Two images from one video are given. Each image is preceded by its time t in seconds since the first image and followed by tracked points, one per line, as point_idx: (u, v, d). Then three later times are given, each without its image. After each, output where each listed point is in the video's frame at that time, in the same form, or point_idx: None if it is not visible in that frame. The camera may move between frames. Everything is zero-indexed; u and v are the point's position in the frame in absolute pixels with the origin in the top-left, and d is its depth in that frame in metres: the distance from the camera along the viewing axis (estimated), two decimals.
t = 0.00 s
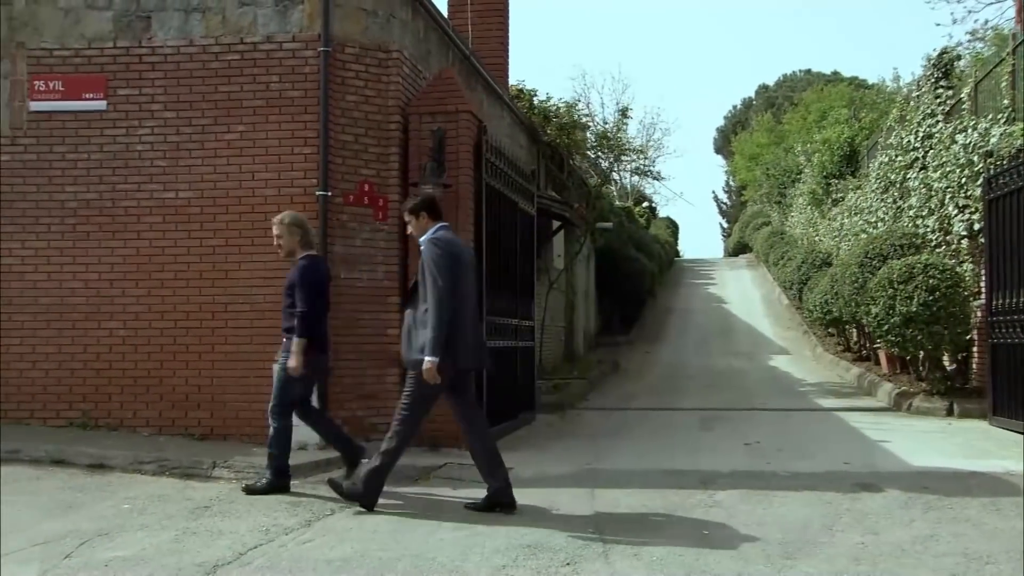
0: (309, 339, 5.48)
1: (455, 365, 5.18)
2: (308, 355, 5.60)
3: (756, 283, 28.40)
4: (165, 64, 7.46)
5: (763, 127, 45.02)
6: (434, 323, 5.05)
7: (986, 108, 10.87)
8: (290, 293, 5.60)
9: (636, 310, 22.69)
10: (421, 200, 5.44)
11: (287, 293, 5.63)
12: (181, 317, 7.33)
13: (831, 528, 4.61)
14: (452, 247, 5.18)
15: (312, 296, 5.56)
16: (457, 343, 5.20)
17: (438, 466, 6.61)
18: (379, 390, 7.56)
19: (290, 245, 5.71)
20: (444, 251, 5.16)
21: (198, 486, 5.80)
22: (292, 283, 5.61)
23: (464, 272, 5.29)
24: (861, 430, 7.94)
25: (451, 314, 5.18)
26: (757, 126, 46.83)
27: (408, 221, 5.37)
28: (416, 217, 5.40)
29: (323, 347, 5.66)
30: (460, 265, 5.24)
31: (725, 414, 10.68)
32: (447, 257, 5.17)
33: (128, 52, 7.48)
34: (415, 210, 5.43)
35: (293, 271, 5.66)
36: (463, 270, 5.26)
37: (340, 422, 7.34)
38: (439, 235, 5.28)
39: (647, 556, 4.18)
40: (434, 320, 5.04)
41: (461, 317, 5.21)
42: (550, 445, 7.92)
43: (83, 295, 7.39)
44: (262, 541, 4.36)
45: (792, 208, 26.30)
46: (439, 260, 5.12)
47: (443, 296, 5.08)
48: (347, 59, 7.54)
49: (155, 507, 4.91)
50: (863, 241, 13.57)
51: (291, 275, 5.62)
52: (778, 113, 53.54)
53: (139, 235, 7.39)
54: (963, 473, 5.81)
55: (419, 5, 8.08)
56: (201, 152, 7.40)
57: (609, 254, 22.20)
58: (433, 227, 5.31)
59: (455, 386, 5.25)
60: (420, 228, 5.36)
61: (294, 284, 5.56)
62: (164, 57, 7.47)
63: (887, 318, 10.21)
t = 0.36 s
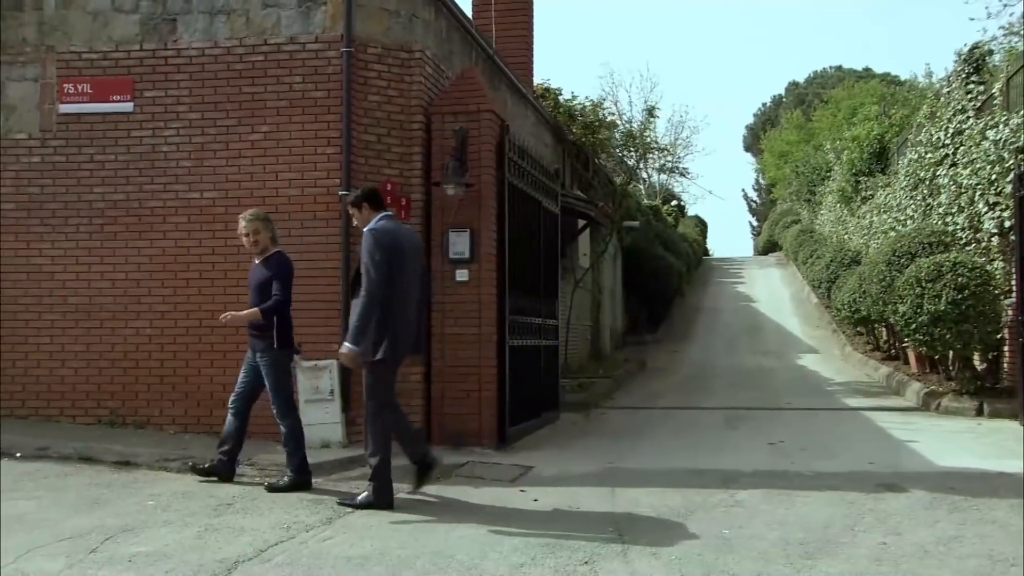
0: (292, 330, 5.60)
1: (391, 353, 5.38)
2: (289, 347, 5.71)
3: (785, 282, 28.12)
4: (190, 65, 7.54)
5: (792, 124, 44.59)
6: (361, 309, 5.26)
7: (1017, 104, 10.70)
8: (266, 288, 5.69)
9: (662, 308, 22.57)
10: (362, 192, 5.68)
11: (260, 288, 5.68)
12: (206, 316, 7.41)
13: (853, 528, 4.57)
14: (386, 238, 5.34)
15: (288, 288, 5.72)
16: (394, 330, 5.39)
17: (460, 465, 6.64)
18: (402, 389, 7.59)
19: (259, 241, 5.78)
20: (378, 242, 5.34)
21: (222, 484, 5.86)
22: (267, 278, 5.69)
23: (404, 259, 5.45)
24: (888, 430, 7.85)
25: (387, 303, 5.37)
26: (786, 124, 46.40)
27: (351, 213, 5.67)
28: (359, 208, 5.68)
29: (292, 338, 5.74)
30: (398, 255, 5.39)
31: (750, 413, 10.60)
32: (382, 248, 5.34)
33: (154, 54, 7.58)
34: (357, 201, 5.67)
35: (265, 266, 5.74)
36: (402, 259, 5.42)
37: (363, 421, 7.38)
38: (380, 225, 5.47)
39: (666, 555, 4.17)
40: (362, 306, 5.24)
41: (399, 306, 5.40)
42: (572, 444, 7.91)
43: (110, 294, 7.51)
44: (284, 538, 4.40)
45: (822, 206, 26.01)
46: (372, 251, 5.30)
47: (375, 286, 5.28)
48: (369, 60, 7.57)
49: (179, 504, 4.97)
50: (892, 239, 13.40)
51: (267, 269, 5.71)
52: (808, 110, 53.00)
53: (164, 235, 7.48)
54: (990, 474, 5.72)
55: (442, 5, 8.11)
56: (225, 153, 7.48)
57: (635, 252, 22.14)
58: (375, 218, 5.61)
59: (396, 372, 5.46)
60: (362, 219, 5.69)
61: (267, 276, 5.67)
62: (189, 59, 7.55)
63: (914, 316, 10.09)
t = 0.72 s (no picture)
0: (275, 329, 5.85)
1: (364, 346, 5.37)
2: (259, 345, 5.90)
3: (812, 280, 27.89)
4: (212, 66, 7.62)
5: (819, 121, 44.17)
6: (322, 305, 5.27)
7: None
8: (246, 283, 5.75)
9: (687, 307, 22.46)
10: (330, 195, 5.78)
11: (243, 284, 5.73)
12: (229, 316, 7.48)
13: (873, 528, 4.53)
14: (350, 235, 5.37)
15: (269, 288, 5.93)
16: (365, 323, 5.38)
17: (479, 463, 6.65)
18: (422, 387, 7.62)
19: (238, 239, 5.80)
20: (340, 240, 5.37)
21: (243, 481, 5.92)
22: (251, 275, 5.78)
23: (368, 257, 5.43)
24: (913, 430, 7.76)
25: (356, 297, 5.39)
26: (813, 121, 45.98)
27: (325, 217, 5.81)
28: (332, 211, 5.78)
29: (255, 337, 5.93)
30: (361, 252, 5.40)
31: (774, 412, 10.53)
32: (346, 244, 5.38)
33: (178, 56, 7.65)
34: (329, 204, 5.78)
35: (247, 262, 5.79)
36: (367, 253, 5.43)
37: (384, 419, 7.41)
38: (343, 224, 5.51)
39: (683, 554, 4.16)
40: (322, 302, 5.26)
41: (368, 300, 5.40)
42: (593, 443, 7.90)
43: (134, 294, 7.61)
44: (302, 535, 4.43)
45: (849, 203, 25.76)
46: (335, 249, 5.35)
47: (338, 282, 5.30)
48: (389, 60, 7.60)
49: (200, 501, 5.03)
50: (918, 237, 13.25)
51: (246, 265, 5.76)
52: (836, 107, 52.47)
53: (187, 235, 7.56)
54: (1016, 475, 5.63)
55: (462, 4, 8.13)
56: (248, 153, 7.55)
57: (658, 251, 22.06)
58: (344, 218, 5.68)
59: (376, 364, 5.47)
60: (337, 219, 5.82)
61: (259, 275, 5.78)
62: (212, 60, 7.62)
63: (940, 315, 9.99)
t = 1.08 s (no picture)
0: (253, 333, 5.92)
1: (353, 334, 5.48)
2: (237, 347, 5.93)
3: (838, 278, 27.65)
4: (232, 68, 7.69)
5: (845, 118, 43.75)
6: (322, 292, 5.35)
7: None
8: (231, 285, 5.80)
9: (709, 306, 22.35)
10: (316, 195, 5.99)
11: (229, 286, 5.78)
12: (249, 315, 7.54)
13: (890, 528, 4.49)
14: (345, 229, 5.55)
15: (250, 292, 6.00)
16: (355, 313, 5.51)
17: (497, 462, 6.66)
18: (440, 386, 7.64)
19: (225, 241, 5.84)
20: (337, 231, 5.53)
21: (262, 479, 5.97)
22: (237, 277, 5.83)
23: (361, 252, 5.62)
24: (936, 430, 7.66)
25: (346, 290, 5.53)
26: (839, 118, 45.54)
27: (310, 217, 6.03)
28: (316, 211, 6.01)
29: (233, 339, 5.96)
30: (355, 246, 5.58)
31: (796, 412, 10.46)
32: (341, 236, 5.55)
33: (198, 57, 7.73)
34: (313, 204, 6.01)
35: (233, 265, 5.85)
36: (361, 247, 5.61)
37: (402, 417, 7.44)
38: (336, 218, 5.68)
39: (697, 553, 4.15)
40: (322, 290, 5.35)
41: (359, 292, 5.56)
42: (611, 442, 7.88)
43: (156, 293, 7.69)
44: (317, 533, 4.46)
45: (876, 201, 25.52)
46: (331, 239, 5.49)
47: (334, 271, 5.44)
48: (407, 60, 7.62)
49: (218, 499, 5.07)
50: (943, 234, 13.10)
51: (237, 266, 5.86)
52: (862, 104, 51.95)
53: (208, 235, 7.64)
54: None
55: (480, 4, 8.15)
56: (267, 153, 7.61)
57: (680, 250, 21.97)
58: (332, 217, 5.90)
59: (358, 356, 5.56)
60: (321, 220, 6.04)
61: (245, 279, 5.86)
62: (232, 62, 7.69)
63: (964, 314, 9.92)
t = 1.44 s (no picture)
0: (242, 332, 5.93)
1: (350, 337, 5.54)
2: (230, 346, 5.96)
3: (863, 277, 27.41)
4: (252, 69, 7.75)
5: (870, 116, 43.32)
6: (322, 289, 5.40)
7: None
8: (223, 284, 5.82)
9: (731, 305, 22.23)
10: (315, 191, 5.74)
11: (221, 286, 5.81)
12: (269, 314, 7.60)
13: (907, 528, 4.45)
14: (345, 232, 5.52)
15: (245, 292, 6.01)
16: (353, 316, 5.56)
17: (514, 461, 6.67)
18: (458, 385, 7.66)
19: (220, 242, 5.82)
20: (339, 235, 5.50)
21: (281, 477, 6.02)
22: (229, 277, 5.84)
23: (357, 255, 5.61)
24: (958, 430, 7.59)
25: (342, 293, 5.52)
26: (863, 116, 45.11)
27: (306, 213, 5.78)
28: (312, 208, 5.80)
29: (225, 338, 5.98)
30: (353, 250, 5.57)
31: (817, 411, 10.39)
32: (341, 240, 5.52)
33: (218, 59, 7.80)
34: (310, 200, 5.78)
35: (225, 265, 5.84)
36: (359, 250, 5.62)
37: (420, 416, 7.47)
38: (335, 219, 5.62)
39: (711, 552, 4.14)
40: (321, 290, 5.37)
41: (354, 296, 5.57)
42: (630, 441, 7.87)
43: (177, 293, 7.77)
44: (333, 530, 4.50)
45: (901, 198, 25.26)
46: (333, 242, 5.46)
47: (337, 275, 5.43)
48: (425, 60, 7.65)
49: (237, 497, 5.12)
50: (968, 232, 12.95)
51: (236, 267, 5.86)
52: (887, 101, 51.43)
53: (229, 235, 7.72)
54: None
55: (498, 4, 8.16)
56: (287, 154, 7.67)
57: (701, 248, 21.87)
58: (330, 216, 5.75)
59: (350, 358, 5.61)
60: (319, 217, 5.82)
61: (237, 277, 5.86)
62: (252, 63, 7.76)
63: (989, 313, 9.81)
